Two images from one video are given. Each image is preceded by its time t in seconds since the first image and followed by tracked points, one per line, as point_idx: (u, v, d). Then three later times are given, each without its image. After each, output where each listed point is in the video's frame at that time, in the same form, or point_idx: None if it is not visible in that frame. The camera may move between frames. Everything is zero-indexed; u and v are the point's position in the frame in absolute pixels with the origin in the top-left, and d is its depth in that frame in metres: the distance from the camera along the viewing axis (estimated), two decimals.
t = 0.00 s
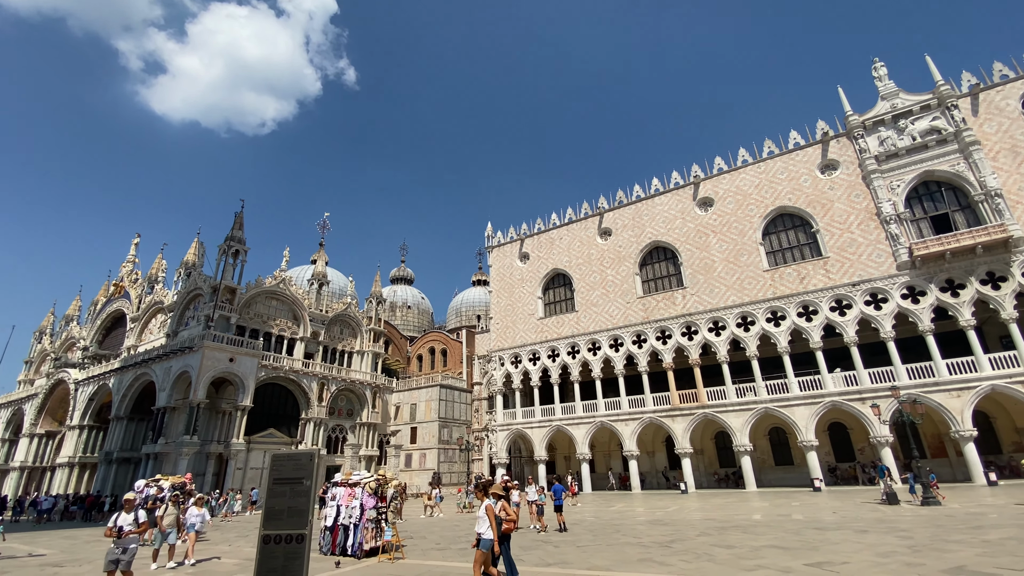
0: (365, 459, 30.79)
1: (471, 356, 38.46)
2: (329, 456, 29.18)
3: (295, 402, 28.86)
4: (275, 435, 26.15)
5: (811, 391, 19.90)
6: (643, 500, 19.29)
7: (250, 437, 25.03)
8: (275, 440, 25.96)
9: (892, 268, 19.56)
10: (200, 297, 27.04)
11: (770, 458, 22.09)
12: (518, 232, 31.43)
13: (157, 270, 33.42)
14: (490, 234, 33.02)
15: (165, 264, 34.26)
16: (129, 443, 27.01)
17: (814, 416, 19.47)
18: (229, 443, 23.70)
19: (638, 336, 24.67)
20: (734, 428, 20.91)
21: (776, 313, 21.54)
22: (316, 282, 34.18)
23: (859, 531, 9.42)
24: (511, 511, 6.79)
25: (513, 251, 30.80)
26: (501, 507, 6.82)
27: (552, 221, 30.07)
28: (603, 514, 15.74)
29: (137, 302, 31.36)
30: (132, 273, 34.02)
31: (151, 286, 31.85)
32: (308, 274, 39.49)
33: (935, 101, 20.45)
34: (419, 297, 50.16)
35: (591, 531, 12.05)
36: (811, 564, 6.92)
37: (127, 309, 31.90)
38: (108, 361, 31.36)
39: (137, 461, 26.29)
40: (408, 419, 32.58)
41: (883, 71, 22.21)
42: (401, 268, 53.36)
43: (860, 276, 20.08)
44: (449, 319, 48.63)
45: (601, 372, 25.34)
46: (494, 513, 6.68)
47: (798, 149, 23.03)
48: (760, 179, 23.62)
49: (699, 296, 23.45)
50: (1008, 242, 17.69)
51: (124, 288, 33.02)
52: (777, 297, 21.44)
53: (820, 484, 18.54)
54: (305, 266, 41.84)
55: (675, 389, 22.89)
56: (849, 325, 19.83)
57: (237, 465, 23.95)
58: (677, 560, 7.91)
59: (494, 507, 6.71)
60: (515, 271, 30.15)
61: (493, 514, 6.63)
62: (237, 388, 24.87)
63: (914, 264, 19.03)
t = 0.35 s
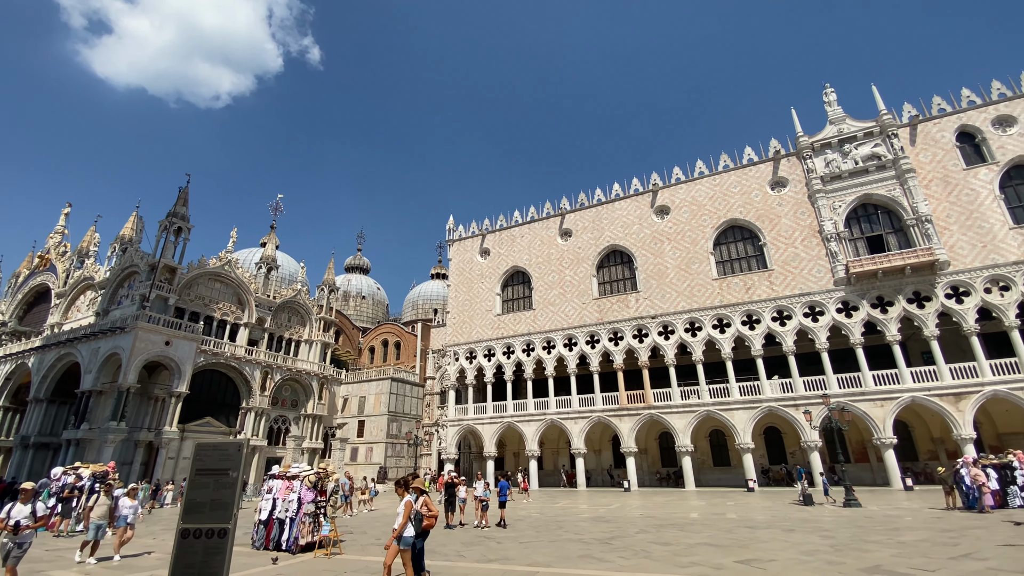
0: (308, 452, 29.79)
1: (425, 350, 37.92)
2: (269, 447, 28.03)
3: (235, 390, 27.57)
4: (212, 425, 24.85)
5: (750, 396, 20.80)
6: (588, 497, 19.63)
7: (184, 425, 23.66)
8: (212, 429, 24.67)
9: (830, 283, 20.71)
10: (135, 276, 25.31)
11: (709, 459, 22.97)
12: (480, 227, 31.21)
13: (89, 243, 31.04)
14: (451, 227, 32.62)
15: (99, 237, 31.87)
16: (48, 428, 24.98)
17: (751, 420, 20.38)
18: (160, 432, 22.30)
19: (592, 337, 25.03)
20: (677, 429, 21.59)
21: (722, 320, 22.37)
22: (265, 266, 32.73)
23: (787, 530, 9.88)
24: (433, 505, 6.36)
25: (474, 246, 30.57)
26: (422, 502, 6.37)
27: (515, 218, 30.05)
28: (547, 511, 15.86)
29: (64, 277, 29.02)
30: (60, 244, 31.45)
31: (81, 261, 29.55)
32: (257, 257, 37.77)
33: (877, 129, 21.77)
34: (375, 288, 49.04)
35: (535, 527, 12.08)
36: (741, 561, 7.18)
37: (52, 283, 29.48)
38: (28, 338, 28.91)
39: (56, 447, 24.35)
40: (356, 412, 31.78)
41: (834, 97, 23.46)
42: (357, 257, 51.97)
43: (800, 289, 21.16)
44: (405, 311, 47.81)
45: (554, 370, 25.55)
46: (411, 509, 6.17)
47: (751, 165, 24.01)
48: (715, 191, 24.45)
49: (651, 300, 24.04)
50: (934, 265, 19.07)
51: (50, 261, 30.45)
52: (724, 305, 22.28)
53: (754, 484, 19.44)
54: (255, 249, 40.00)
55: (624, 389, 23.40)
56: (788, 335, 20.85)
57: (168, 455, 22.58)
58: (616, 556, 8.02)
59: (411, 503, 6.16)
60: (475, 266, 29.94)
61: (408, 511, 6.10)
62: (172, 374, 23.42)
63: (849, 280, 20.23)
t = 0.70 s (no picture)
0: (246, 439, 28.52)
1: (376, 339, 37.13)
2: (203, 433, 26.63)
3: (168, 372, 25.99)
4: (141, 408, 23.32)
5: (692, 396, 21.63)
6: (532, 490, 19.85)
7: (109, 408, 22.06)
8: (140, 413, 23.15)
9: (771, 291, 21.80)
10: (60, 244, 23.33)
11: (650, 455, 23.74)
12: (440, 217, 30.77)
13: (7, 206, 28.29)
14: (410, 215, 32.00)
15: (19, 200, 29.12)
16: None
17: (691, 418, 21.19)
18: (81, 413, 20.71)
19: (545, 332, 25.24)
20: (622, 425, 22.16)
21: (670, 321, 23.10)
22: (208, 243, 30.97)
23: (717, 524, 10.35)
24: (348, 499, 5.91)
25: (432, 236, 30.13)
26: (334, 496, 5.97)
27: (475, 210, 29.82)
28: (491, 503, 15.91)
29: None
30: None
31: None
32: (200, 233, 35.68)
33: (823, 148, 23.03)
34: (326, 273, 47.50)
35: (477, 520, 12.07)
36: (674, 553, 7.42)
37: None
38: None
39: None
40: (300, 399, 30.73)
41: (786, 115, 24.62)
42: (309, 239, 50.14)
43: (743, 296, 22.17)
44: (356, 298, 46.62)
45: (506, 364, 25.60)
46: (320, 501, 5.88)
47: (706, 174, 24.86)
48: (671, 197, 25.17)
49: (605, 300, 24.49)
50: (864, 279, 20.42)
51: None
52: (673, 307, 23.01)
53: (690, 480, 20.27)
54: (198, 224, 37.79)
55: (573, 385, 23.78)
56: (730, 339, 21.79)
57: (89, 439, 20.99)
58: (555, 549, 8.12)
59: (320, 494, 5.82)
60: (432, 256, 29.52)
61: (316, 504, 5.78)
62: (98, 351, 21.77)
63: (788, 290, 21.38)
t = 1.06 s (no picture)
0: (177, 423, 26.98)
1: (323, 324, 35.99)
2: (130, 416, 24.98)
3: (93, 350, 24.15)
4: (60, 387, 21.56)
5: (636, 390, 22.34)
6: (478, 479, 19.95)
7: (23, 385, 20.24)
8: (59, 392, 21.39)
9: (714, 293, 22.78)
10: None
11: (594, 446, 24.36)
12: (397, 201, 30.06)
13: None
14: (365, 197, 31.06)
15: None
16: None
17: (634, 411, 21.89)
18: None
19: (499, 323, 25.28)
20: (568, 416, 22.59)
21: (620, 317, 23.70)
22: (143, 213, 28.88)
23: (654, 513, 10.77)
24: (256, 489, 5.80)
25: (387, 220, 29.40)
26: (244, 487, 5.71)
27: (433, 196, 29.33)
28: (435, 492, 15.85)
29: None
30: None
31: None
32: (134, 202, 33.19)
33: (770, 160, 24.16)
34: (272, 252, 45.47)
35: (420, 508, 11.97)
36: (612, 541, 7.65)
37: None
38: None
39: None
40: (238, 383, 29.37)
41: (739, 125, 25.65)
42: (255, 216, 47.78)
43: (689, 296, 23.04)
44: (304, 280, 45.01)
45: (457, 353, 25.47)
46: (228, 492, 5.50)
47: (661, 177, 25.55)
48: (627, 197, 25.72)
49: (559, 294, 24.78)
50: (799, 286, 21.68)
51: None
52: (623, 304, 23.61)
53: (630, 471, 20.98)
54: (132, 192, 35.13)
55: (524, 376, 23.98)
56: (675, 336, 22.62)
57: None
58: (497, 536, 8.19)
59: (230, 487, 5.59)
60: (386, 241, 28.83)
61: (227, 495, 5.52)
62: (11, 324, 19.88)
63: (731, 292, 22.41)
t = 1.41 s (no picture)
0: (101, 408, 25.10)
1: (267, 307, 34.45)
2: (46, 399, 23.00)
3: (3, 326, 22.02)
4: None
5: (585, 381, 22.83)
6: (424, 468, 19.81)
7: None
8: None
9: (662, 290, 23.57)
10: None
11: (541, 435, 24.73)
12: (351, 183, 29.08)
13: None
14: (316, 176, 29.85)
15: None
16: None
17: (582, 403, 22.36)
18: None
19: (452, 313, 25.06)
20: (518, 407, 22.79)
21: (572, 311, 24.07)
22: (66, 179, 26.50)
23: (596, 501, 11.09)
24: (153, 479, 5.44)
25: (340, 202, 28.41)
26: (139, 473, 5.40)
27: (389, 180, 28.58)
28: (380, 481, 15.63)
29: None
30: None
31: None
32: (56, 167, 30.37)
33: (720, 165, 25.14)
34: (213, 229, 42.96)
35: (364, 497, 11.76)
36: (555, 528, 7.79)
37: None
38: None
39: None
40: (171, 366, 27.64)
41: (693, 129, 26.51)
42: (195, 190, 44.93)
43: (639, 292, 23.72)
44: (247, 261, 42.87)
45: (409, 342, 25.06)
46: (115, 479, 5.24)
47: (618, 175, 26.06)
48: (584, 193, 26.07)
49: (513, 285, 24.84)
50: (741, 287, 22.76)
51: None
52: (576, 298, 23.99)
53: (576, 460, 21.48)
54: (53, 156, 32.10)
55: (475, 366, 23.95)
56: (624, 331, 23.23)
57: None
58: (441, 525, 8.15)
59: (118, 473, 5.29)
60: (338, 223, 27.87)
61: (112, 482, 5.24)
62: None
63: (679, 290, 23.25)
